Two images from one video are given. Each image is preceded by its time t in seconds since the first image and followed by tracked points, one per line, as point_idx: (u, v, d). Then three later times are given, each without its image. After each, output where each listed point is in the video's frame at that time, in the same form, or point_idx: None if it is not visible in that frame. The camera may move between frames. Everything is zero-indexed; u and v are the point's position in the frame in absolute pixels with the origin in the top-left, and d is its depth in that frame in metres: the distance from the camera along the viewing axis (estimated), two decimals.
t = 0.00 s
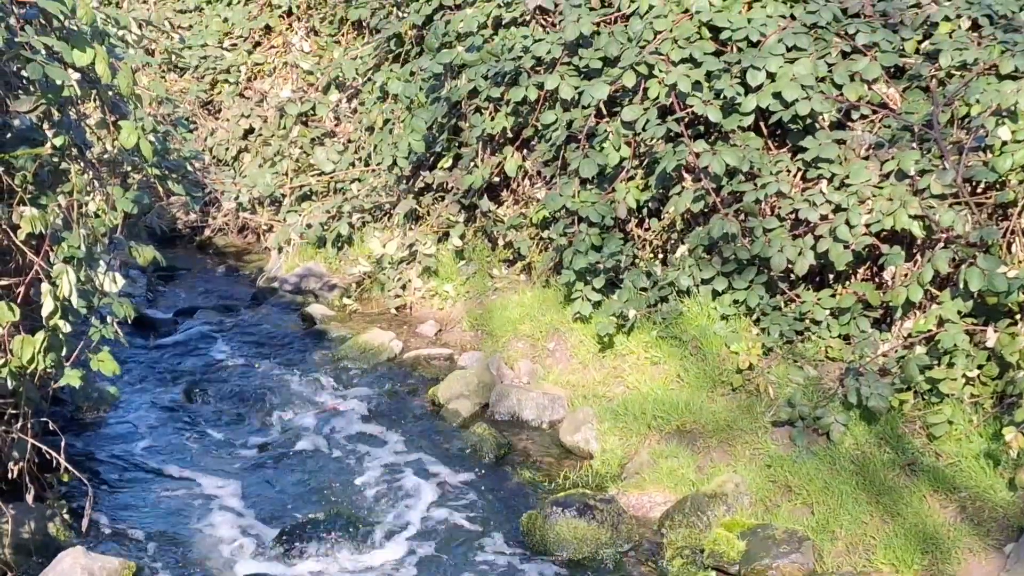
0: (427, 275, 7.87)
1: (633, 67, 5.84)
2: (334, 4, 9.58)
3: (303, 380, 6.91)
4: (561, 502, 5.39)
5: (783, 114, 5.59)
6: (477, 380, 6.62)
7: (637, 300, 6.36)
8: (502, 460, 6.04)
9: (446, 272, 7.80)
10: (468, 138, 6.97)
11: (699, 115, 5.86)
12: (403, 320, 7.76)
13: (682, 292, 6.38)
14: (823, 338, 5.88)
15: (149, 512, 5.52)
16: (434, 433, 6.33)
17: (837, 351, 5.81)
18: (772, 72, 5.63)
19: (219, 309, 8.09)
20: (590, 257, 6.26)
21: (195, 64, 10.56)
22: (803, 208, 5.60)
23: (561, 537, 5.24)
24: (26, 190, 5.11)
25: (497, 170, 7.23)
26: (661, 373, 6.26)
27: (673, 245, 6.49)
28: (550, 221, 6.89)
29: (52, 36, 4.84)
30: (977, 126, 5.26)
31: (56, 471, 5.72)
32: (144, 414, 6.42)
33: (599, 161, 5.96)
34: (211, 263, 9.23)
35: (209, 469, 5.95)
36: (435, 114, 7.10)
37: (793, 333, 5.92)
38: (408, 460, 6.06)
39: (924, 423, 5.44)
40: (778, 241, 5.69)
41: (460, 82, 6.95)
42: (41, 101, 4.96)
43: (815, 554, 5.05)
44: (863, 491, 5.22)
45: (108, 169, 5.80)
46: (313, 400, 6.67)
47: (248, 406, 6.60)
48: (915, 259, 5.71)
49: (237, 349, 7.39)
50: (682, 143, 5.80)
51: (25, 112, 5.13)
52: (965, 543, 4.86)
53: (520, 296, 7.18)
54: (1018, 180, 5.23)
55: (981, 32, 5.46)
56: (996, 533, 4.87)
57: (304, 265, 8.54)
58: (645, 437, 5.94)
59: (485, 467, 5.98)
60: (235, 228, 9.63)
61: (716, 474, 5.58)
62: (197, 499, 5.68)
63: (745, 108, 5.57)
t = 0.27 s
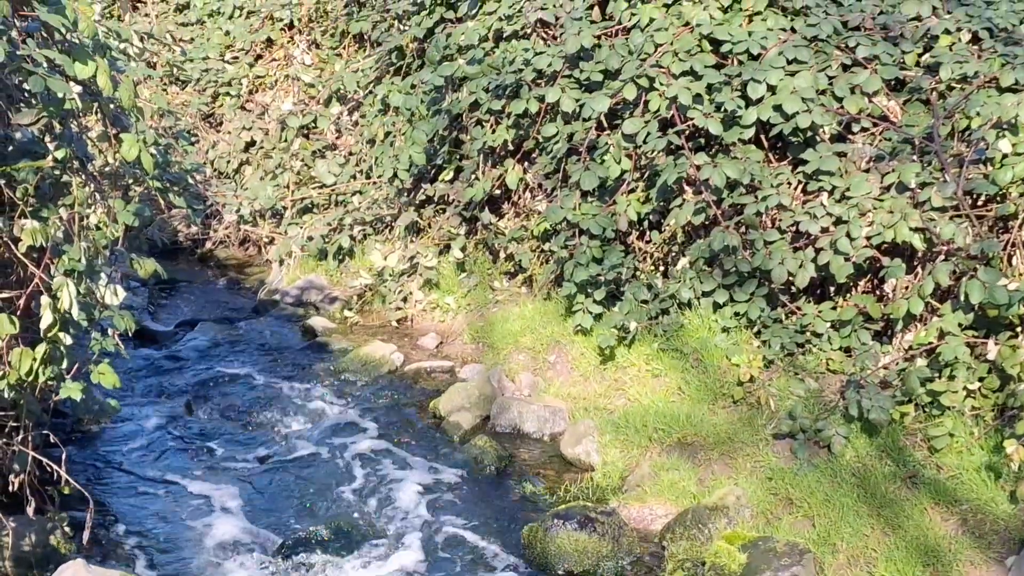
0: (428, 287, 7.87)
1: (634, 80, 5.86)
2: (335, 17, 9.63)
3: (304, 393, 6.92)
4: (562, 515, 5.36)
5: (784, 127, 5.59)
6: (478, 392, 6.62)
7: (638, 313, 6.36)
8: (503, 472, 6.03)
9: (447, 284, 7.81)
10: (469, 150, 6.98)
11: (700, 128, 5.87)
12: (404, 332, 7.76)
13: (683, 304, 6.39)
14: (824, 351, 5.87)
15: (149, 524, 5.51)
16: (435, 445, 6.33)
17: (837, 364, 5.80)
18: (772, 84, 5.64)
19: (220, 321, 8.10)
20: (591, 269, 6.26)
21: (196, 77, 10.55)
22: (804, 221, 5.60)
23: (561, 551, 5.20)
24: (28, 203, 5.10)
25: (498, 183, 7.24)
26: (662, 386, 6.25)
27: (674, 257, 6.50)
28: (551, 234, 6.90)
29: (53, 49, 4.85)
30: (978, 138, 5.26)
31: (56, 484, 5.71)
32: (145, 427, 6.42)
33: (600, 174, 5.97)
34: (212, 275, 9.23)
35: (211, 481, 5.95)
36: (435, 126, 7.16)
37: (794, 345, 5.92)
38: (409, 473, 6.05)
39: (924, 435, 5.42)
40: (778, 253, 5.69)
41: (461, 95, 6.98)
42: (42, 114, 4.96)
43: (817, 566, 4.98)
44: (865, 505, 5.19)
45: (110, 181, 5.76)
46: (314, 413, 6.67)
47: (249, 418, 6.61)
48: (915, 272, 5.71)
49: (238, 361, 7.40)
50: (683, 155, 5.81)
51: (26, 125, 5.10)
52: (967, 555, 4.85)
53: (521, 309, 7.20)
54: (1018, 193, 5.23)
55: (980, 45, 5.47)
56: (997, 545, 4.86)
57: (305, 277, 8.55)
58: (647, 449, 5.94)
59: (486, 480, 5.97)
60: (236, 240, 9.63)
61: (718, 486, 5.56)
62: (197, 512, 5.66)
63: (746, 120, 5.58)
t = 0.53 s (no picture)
0: (430, 296, 7.88)
1: (636, 88, 5.88)
2: (337, 25, 9.65)
3: (306, 402, 6.92)
4: (563, 524, 5.40)
5: (786, 135, 5.59)
6: (479, 401, 6.63)
7: (640, 321, 6.33)
8: (505, 481, 6.02)
9: (449, 293, 7.82)
10: (471, 159, 6.98)
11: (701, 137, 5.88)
12: (405, 341, 7.77)
13: (685, 313, 6.39)
14: (825, 359, 5.86)
15: (150, 532, 5.51)
16: (437, 454, 6.33)
17: (839, 372, 5.80)
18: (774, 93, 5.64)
19: (222, 330, 8.12)
20: (593, 277, 6.27)
21: (198, 85, 10.56)
22: (805, 229, 5.60)
23: (563, 559, 5.21)
24: (30, 211, 5.08)
25: (500, 191, 7.25)
26: (664, 395, 6.25)
27: (676, 266, 6.51)
28: (553, 242, 6.91)
29: (56, 58, 4.85)
30: (979, 147, 5.25)
31: (57, 492, 5.70)
32: (146, 436, 6.41)
33: (601, 183, 5.97)
34: (214, 284, 9.24)
35: (213, 489, 5.95)
36: (437, 135, 7.20)
37: (796, 353, 5.92)
38: (411, 482, 6.05)
39: (926, 444, 5.43)
40: (780, 262, 5.69)
41: (463, 103, 7.00)
42: (45, 123, 4.96)
43: None
44: (867, 513, 5.17)
45: (111, 190, 5.65)
46: (315, 422, 6.67)
47: (251, 427, 6.61)
48: (917, 280, 5.71)
49: (240, 370, 7.40)
50: (685, 164, 5.81)
51: (28, 134, 5.09)
52: (968, 564, 4.81)
53: (522, 317, 7.21)
54: (1020, 202, 5.22)
55: (982, 53, 5.46)
56: (999, 554, 4.82)
57: (306, 285, 8.56)
58: (648, 458, 5.93)
59: (488, 488, 5.96)
60: (238, 249, 9.64)
61: (719, 495, 5.55)
62: (199, 519, 5.66)
63: (747, 129, 5.58)
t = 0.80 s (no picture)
0: (431, 304, 7.89)
1: (637, 97, 5.89)
2: (339, 34, 9.67)
3: (308, 410, 6.92)
4: (565, 533, 5.36)
5: (788, 144, 5.59)
6: (481, 409, 6.62)
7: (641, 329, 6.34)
8: (507, 489, 6.01)
9: (450, 301, 7.82)
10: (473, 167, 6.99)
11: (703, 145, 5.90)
12: (406, 349, 7.78)
13: (686, 321, 6.39)
14: (827, 368, 5.86)
15: (151, 540, 5.50)
16: (439, 462, 6.33)
17: (842, 380, 5.79)
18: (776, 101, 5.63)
19: (224, 338, 8.12)
20: (594, 286, 6.27)
21: (201, 94, 10.60)
22: (807, 237, 5.59)
23: (565, 567, 5.19)
24: (31, 219, 5.04)
25: (501, 200, 7.26)
26: (665, 403, 6.24)
27: (678, 274, 6.51)
28: (555, 250, 6.92)
29: (58, 67, 4.83)
30: (981, 156, 5.25)
31: (59, 500, 5.68)
32: (148, 445, 6.41)
33: (603, 191, 5.97)
34: (215, 291, 9.25)
35: (214, 498, 5.94)
36: (439, 142, 7.23)
37: (797, 362, 5.91)
38: (411, 490, 6.04)
39: (928, 452, 5.41)
40: (781, 270, 5.69)
41: (464, 112, 7.01)
42: (46, 131, 4.95)
43: None
44: (868, 522, 5.16)
45: (113, 199, 5.66)
46: (317, 430, 6.67)
47: (252, 435, 6.61)
48: (919, 288, 5.70)
49: (242, 378, 7.41)
50: (686, 172, 5.81)
51: (30, 142, 5.07)
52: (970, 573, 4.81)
53: (524, 325, 7.21)
54: (1022, 211, 5.20)
55: (984, 62, 5.45)
56: (1001, 563, 4.82)
57: (308, 293, 8.56)
58: (650, 467, 5.92)
59: (489, 497, 5.95)
60: (240, 257, 9.63)
61: (721, 503, 5.53)
62: (200, 528, 5.64)
63: (749, 137, 5.59)
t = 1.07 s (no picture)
0: (432, 311, 7.88)
1: (639, 104, 5.89)
2: (341, 42, 9.69)
3: (310, 418, 6.92)
4: (567, 541, 5.35)
5: (789, 152, 5.60)
6: (482, 417, 6.61)
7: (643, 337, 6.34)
8: (508, 497, 6.01)
9: (452, 309, 7.82)
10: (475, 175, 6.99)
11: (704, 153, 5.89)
12: (408, 356, 7.78)
13: (688, 329, 6.38)
14: (828, 376, 5.86)
15: (152, 548, 5.49)
16: (440, 470, 6.32)
17: (843, 389, 5.78)
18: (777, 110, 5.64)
19: (226, 346, 8.12)
20: (596, 294, 6.27)
21: (202, 102, 10.55)
22: (808, 245, 5.59)
23: None
24: (32, 228, 5.03)
25: (503, 208, 7.26)
26: (668, 411, 6.24)
27: (679, 282, 6.51)
28: (556, 258, 6.92)
29: (59, 76, 4.82)
30: (983, 164, 5.23)
31: (60, 508, 5.68)
32: (150, 453, 6.40)
33: (604, 199, 5.98)
34: (217, 299, 9.25)
35: (216, 506, 5.93)
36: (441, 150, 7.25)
37: (799, 370, 5.91)
38: (411, 499, 6.04)
39: (930, 460, 5.39)
40: (783, 278, 5.69)
41: (466, 120, 7.02)
42: (48, 139, 4.92)
43: None
44: (871, 530, 5.15)
45: (115, 207, 5.66)
46: (318, 438, 6.66)
47: (255, 444, 6.61)
48: (921, 296, 5.70)
49: (244, 386, 7.41)
50: (688, 180, 5.82)
51: (33, 150, 5.03)
52: None
53: (526, 333, 7.20)
54: None
55: (985, 70, 5.46)
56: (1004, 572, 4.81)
57: (309, 301, 8.56)
58: (652, 475, 5.92)
59: (491, 505, 5.94)
60: (241, 264, 9.58)
61: (723, 512, 5.52)
62: (201, 536, 5.64)
63: (750, 145, 5.59)
